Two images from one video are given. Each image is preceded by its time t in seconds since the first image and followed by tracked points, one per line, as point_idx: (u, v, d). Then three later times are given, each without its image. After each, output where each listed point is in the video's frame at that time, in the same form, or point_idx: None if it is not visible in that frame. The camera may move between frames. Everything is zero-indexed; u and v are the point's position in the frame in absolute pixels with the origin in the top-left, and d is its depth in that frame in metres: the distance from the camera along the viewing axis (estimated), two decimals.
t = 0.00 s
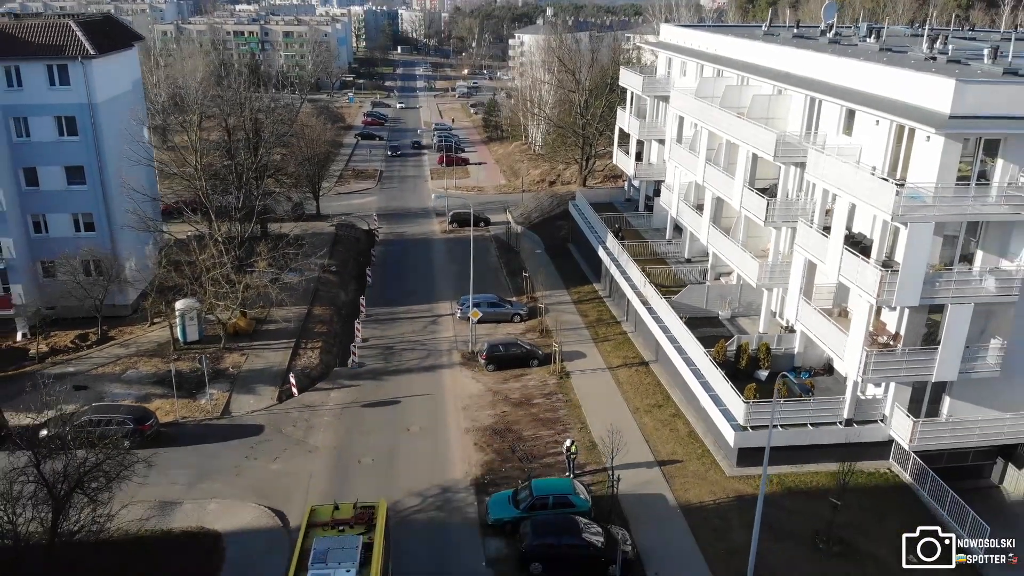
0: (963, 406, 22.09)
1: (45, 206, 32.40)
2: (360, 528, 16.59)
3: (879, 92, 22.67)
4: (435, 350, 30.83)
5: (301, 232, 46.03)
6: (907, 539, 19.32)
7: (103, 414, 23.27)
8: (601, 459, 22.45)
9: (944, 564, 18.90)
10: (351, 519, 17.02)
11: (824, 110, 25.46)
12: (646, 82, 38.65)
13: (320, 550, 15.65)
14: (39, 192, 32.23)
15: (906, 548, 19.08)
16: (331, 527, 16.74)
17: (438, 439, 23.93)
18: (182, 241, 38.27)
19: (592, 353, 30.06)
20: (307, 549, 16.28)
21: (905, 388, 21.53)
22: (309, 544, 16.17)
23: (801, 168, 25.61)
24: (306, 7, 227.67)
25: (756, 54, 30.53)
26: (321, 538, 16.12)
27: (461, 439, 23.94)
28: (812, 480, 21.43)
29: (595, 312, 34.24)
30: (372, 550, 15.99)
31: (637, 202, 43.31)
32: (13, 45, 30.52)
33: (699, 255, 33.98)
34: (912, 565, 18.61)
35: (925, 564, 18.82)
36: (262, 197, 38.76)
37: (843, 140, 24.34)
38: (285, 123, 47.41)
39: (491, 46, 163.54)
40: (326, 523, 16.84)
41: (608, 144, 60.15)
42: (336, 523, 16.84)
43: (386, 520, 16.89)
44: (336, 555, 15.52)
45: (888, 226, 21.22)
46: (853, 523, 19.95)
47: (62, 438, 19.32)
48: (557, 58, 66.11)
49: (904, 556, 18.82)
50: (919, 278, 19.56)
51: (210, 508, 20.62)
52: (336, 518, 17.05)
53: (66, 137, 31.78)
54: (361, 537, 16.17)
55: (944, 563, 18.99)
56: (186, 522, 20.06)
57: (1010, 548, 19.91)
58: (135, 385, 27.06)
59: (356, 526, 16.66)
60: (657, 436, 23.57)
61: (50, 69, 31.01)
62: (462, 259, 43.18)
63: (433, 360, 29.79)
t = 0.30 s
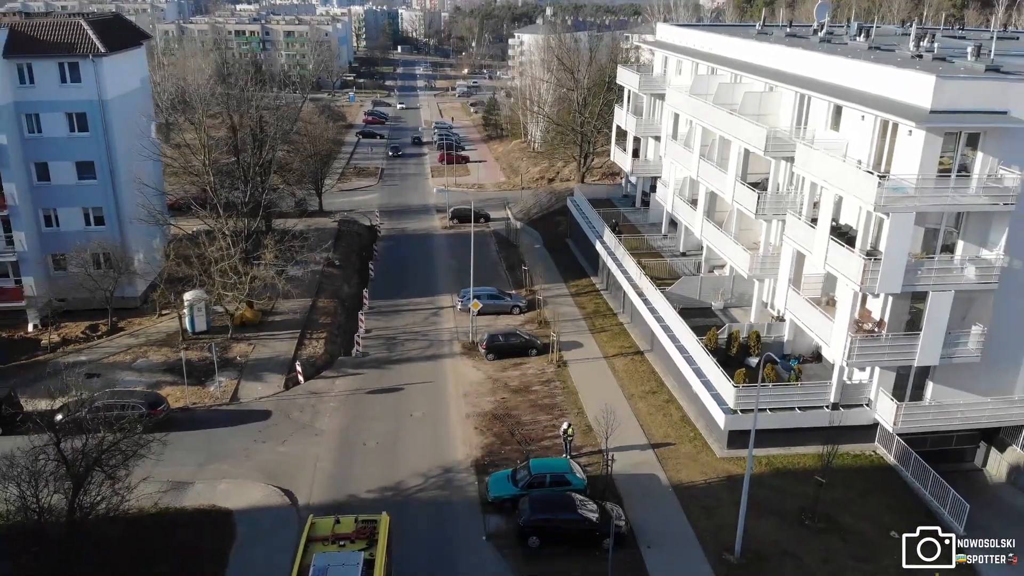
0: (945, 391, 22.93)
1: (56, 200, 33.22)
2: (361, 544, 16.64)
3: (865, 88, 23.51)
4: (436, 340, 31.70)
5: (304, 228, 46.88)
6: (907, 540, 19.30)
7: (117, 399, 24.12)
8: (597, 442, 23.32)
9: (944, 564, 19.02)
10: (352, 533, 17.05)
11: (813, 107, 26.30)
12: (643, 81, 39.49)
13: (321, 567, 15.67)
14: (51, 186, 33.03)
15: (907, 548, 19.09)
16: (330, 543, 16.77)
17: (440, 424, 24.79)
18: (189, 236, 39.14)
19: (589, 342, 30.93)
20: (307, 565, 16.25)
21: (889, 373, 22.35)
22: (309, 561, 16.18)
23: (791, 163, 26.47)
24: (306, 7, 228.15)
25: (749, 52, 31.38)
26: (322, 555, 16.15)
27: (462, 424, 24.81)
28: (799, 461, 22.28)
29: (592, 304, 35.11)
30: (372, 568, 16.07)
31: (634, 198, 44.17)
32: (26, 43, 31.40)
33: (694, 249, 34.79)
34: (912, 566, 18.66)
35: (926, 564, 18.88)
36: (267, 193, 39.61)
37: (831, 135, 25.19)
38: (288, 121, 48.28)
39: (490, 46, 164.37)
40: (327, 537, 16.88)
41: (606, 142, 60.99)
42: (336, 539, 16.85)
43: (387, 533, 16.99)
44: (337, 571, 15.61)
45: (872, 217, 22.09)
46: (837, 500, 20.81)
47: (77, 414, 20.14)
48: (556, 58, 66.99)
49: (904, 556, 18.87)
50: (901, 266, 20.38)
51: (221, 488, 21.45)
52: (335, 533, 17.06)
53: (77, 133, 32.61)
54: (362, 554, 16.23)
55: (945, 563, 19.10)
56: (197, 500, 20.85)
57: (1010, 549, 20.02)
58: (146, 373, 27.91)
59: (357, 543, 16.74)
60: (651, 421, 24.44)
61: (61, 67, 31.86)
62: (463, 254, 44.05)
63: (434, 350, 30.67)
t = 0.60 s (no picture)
0: (927, 374, 23.89)
1: (68, 193, 34.14)
2: (363, 555, 16.07)
3: (850, 83, 24.45)
4: (438, 329, 32.69)
5: (308, 223, 47.85)
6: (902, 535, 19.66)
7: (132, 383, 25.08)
8: (593, 423, 24.31)
9: (943, 564, 19.21)
10: (353, 543, 16.47)
11: (802, 102, 27.26)
12: (640, 78, 40.47)
13: None
14: (63, 180, 33.96)
15: (906, 548, 19.26)
16: (331, 555, 16.12)
17: (443, 407, 25.79)
18: (196, 229, 40.11)
19: (586, 331, 31.92)
20: None
21: (873, 356, 23.29)
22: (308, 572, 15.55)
23: (780, 156, 27.42)
24: (307, 7, 229.40)
25: (741, 50, 32.32)
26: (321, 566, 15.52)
27: (464, 407, 25.80)
28: (786, 441, 23.26)
29: (589, 295, 36.09)
30: None
31: (631, 194, 45.15)
32: (39, 40, 32.36)
33: (688, 242, 35.74)
34: (912, 566, 18.86)
35: (926, 564, 19.03)
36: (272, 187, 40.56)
37: (818, 129, 26.13)
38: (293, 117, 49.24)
39: (490, 45, 165.37)
40: (328, 547, 16.30)
41: (604, 139, 61.97)
42: (336, 550, 16.20)
43: (390, 544, 16.46)
44: None
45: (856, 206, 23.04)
46: (821, 477, 21.76)
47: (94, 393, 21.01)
48: (554, 56, 67.97)
49: (904, 556, 19.03)
50: (883, 252, 21.34)
51: (233, 466, 22.40)
52: (336, 542, 16.48)
53: (88, 128, 33.52)
54: (364, 567, 15.60)
55: (945, 563, 19.29)
56: (210, 477, 21.76)
57: (1009, 550, 20.16)
58: (158, 359, 28.88)
59: (359, 556, 16.09)
60: (645, 404, 25.43)
61: (73, 63, 32.76)
62: (463, 248, 45.01)
63: (436, 338, 31.68)
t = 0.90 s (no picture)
0: (908, 358, 24.91)
1: (80, 187, 35.15)
2: (363, 566, 15.49)
3: (835, 79, 25.46)
4: (439, 318, 33.73)
5: (311, 218, 48.90)
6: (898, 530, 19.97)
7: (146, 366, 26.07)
8: (587, 405, 25.35)
9: (944, 564, 19.30)
10: (353, 552, 15.90)
11: (790, 98, 28.27)
12: (636, 76, 41.48)
13: None
14: (75, 174, 34.97)
15: (905, 549, 19.38)
16: (328, 564, 15.52)
17: (444, 392, 26.83)
18: (203, 223, 41.15)
19: (582, 320, 32.97)
20: None
21: (856, 340, 24.30)
22: None
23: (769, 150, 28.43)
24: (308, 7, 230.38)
25: (733, 48, 33.35)
26: None
27: (464, 391, 26.85)
28: (772, 421, 24.28)
29: (586, 287, 37.14)
30: None
31: (627, 189, 46.18)
32: (52, 38, 33.39)
33: (682, 234, 36.76)
34: (911, 566, 18.97)
35: (926, 564, 19.14)
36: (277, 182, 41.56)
37: (805, 124, 27.15)
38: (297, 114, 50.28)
39: (490, 45, 166.47)
40: (327, 555, 15.69)
41: (602, 136, 63.00)
42: (334, 560, 15.59)
43: (391, 553, 15.97)
44: None
45: (840, 197, 24.04)
46: (806, 455, 22.74)
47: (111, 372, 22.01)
48: (553, 54, 69.01)
49: (904, 557, 19.11)
50: (864, 240, 22.34)
51: (243, 445, 23.41)
52: (335, 551, 15.89)
53: (99, 124, 34.56)
54: None
55: (945, 563, 19.37)
56: (222, 455, 22.73)
57: (1011, 548, 20.11)
58: (168, 346, 29.91)
59: (358, 565, 15.53)
60: (638, 387, 26.47)
61: (85, 60, 33.78)
62: (464, 242, 46.06)
63: (438, 327, 32.73)
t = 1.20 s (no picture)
0: (889, 343, 25.99)
1: (91, 181, 36.24)
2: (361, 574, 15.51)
3: (820, 76, 26.54)
4: (440, 309, 34.83)
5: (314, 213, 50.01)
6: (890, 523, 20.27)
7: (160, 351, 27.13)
8: (582, 388, 26.46)
9: (944, 564, 19.26)
10: (351, 561, 15.94)
11: (778, 94, 29.37)
12: (631, 74, 42.57)
13: None
14: (87, 169, 36.06)
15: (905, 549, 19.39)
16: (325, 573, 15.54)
17: (445, 377, 27.92)
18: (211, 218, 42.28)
19: (579, 310, 34.07)
20: None
21: (839, 326, 25.38)
22: None
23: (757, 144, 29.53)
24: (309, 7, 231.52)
25: (724, 46, 34.45)
26: None
27: (464, 376, 27.95)
28: (759, 403, 25.38)
29: (583, 278, 38.24)
30: None
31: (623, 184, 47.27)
32: (66, 37, 34.50)
33: (676, 228, 37.83)
34: (912, 566, 18.93)
35: (926, 564, 19.11)
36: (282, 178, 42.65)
37: (792, 119, 28.24)
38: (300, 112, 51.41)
39: (490, 45, 167.61)
40: (324, 564, 15.76)
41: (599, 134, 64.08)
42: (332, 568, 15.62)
43: (390, 560, 15.98)
44: None
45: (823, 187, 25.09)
46: (791, 434, 23.84)
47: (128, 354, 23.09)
48: (552, 53, 70.11)
49: (904, 557, 19.11)
50: (844, 228, 23.43)
51: (253, 425, 24.49)
52: (333, 559, 15.94)
53: (110, 119, 35.67)
54: None
55: (945, 563, 19.33)
56: (234, 433, 23.80)
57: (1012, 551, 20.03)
58: (179, 334, 31.01)
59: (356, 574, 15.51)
60: (631, 372, 27.58)
61: (97, 58, 34.88)
62: (464, 236, 47.17)
63: (439, 316, 33.84)
